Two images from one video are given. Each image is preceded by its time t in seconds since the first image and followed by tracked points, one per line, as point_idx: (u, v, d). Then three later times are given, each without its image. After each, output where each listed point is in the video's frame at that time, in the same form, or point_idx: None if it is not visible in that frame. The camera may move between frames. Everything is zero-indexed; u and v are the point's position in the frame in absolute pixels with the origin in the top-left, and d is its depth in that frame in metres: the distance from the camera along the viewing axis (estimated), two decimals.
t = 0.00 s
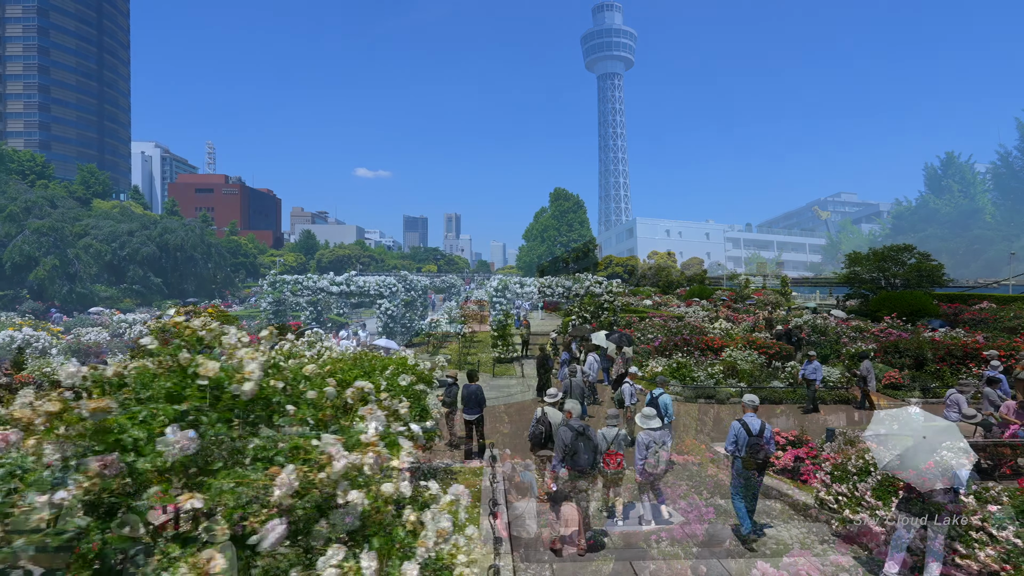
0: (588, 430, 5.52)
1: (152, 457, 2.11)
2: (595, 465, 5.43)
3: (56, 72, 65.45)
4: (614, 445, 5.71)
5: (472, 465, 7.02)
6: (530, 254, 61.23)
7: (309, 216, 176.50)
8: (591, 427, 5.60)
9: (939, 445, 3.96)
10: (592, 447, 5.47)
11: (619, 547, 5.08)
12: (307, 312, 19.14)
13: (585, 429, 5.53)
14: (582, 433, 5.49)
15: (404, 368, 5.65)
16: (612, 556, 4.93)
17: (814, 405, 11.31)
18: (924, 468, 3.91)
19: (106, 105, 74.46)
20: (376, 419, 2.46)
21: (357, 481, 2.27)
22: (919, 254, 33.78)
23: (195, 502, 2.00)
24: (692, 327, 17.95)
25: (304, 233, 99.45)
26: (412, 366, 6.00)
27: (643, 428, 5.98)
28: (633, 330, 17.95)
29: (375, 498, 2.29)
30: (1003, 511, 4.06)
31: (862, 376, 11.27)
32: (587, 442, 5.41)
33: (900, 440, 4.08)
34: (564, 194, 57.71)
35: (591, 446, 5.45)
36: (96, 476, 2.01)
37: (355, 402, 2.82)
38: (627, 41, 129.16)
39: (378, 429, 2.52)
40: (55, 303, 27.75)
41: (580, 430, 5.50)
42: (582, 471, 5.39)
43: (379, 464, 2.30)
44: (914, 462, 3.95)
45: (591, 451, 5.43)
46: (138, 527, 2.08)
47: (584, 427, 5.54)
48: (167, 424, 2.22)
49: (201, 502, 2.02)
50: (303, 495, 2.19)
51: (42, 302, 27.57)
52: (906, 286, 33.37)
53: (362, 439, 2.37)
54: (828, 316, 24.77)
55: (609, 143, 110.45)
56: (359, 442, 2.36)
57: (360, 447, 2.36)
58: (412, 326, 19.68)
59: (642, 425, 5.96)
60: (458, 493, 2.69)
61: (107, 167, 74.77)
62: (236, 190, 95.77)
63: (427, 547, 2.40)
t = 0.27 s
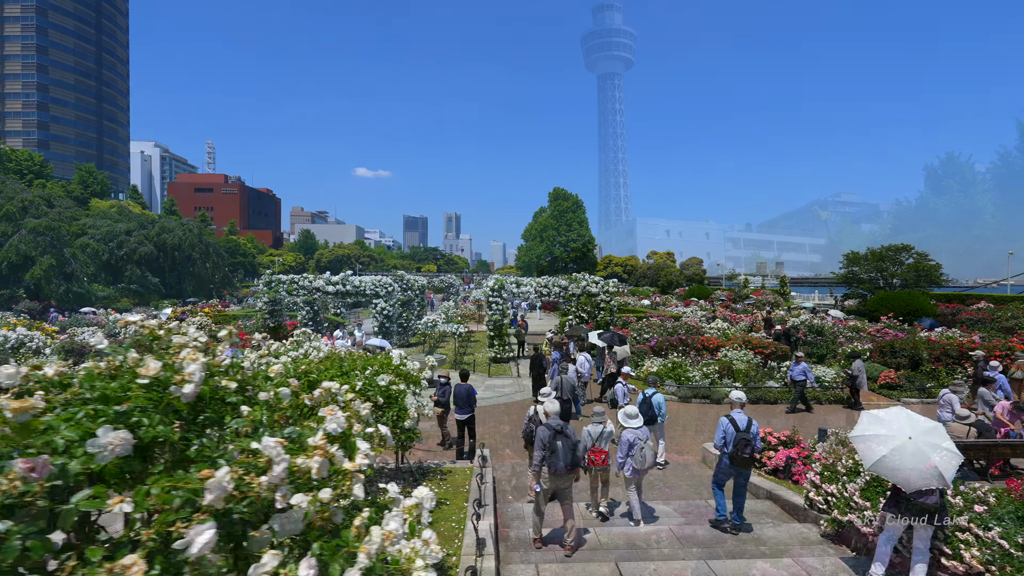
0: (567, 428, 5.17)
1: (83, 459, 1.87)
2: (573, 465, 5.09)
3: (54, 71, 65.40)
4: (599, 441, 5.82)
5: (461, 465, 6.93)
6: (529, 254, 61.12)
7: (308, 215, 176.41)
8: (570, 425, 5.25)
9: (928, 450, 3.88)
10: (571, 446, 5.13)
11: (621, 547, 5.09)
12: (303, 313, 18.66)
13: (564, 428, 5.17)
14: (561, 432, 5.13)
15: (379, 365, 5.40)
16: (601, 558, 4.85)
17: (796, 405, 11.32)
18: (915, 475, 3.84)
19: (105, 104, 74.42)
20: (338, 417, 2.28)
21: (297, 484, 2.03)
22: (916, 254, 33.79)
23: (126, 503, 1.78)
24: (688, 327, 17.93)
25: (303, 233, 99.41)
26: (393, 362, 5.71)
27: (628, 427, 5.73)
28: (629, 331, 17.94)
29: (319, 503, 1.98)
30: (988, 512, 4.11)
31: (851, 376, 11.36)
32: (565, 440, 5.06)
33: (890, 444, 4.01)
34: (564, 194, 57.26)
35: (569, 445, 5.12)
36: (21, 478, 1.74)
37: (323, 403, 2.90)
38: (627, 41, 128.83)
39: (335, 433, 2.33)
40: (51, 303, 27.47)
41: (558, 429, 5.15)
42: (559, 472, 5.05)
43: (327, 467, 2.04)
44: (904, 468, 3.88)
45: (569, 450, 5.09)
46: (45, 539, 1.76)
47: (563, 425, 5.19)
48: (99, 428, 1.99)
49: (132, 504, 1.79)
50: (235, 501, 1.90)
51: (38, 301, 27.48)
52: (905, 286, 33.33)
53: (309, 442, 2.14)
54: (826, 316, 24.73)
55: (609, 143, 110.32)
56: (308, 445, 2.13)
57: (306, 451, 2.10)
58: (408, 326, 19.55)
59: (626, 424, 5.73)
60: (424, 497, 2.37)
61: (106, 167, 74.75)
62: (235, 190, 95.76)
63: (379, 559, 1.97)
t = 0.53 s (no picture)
0: (541, 424, 5.42)
1: (11, 460, 1.74)
2: (546, 461, 5.28)
3: (54, 71, 65.45)
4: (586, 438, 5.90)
5: (451, 466, 6.91)
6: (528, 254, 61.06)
7: (308, 215, 176.41)
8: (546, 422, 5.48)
9: (914, 451, 3.84)
10: (545, 441, 5.36)
11: (609, 548, 5.02)
12: (299, 313, 18.47)
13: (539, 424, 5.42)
14: (535, 428, 5.39)
15: (359, 365, 5.25)
16: (586, 559, 4.79)
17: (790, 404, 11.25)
18: (899, 474, 3.80)
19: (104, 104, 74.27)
20: (296, 417, 2.28)
21: (241, 487, 1.93)
22: (915, 254, 33.77)
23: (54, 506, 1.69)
24: (684, 327, 17.92)
25: (302, 233, 99.38)
26: (376, 362, 5.57)
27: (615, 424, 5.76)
28: (626, 331, 17.93)
29: (263, 506, 1.89)
30: (974, 512, 4.10)
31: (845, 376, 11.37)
32: (538, 435, 5.29)
33: (876, 443, 3.97)
34: (563, 194, 56.97)
35: (542, 440, 5.34)
36: None
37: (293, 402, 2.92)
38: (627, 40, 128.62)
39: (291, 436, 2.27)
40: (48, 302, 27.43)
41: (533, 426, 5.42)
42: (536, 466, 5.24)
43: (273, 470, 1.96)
44: (889, 468, 3.84)
45: (542, 445, 5.30)
46: None
47: (539, 422, 5.44)
48: (32, 427, 1.86)
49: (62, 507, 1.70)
50: (170, 504, 1.78)
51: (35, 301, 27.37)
52: (903, 286, 33.34)
53: (255, 445, 2.09)
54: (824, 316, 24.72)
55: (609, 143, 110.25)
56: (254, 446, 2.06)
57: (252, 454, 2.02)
58: (404, 326, 19.50)
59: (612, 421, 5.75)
60: (385, 499, 2.29)
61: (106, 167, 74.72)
62: (235, 190, 95.74)
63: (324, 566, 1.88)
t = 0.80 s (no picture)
0: (524, 424, 5.68)
1: None
2: (527, 459, 5.44)
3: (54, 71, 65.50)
4: (577, 438, 6.02)
5: (441, 467, 6.93)
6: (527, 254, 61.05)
7: (308, 215, 176.31)
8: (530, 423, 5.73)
9: (899, 453, 3.81)
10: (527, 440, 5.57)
11: (595, 551, 4.98)
12: (296, 313, 18.51)
13: (522, 424, 5.68)
14: (519, 427, 5.64)
15: (338, 366, 5.10)
16: (570, 561, 4.76)
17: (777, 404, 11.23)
18: (885, 476, 3.78)
19: (103, 104, 74.28)
20: (253, 423, 2.25)
21: (188, 492, 1.92)
22: (912, 254, 33.79)
23: None
24: (681, 327, 17.96)
25: (302, 233, 99.33)
26: (360, 363, 5.47)
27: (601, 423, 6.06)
28: (622, 331, 17.94)
29: (204, 513, 1.85)
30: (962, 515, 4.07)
31: (838, 376, 11.40)
32: (520, 433, 5.52)
33: (861, 445, 3.95)
34: (562, 194, 57.11)
35: (524, 438, 5.55)
36: None
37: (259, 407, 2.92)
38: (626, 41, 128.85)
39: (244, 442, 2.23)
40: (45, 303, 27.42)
41: (516, 425, 5.68)
42: (517, 464, 5.41)
43: (218, 477, 1.94)
44: (875, 470, 3.81)
45: (523, 444, 5.50)
46: None
47: (522, 421, 5.72)
48: None
49: None
50: (105, 512, 1.75)
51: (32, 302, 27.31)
52: (901, 286, 33.33)
53: (203, 451, 2.05)
54: (821, 316, 24.72)
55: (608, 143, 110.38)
56: (202, 452, 2.04)
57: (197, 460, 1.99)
58: (401, 326, 19.49)
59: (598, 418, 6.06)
60: (345, 505, 2.28)
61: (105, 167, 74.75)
62: (234, 190, 95.77)
63: (269, 572, 1.88)
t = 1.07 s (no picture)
0: (517, 423, 5.70)
1: None
2: (516, 459, 5.48)
3: (53, 71, 65.55)
4: (567, 437, 6.10)
5: (431, 468, 6.91)
6: (526, 254, 61.03)
7: (307, 215, 176.30)
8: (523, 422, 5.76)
9: (883, 454, 3.79)
10: (519, 440, 5.59)
11: (582, 552, 4.96)
12: (292, 313, 18.49)
13: (515, 423, 5.71)
14: (512, 426, 5.67)
15: (319, 368, 5.07)
16: (556, 561, 4.76)
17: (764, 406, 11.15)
18: (868, 477, 3.76)
19: (102, 104, 74.31)
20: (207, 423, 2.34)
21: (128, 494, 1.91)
22: (911, 254, 33.75)
23: None
24: (677, 327, 17.93)
25: (301, 233, 99.26)
26: (344, 364, 5.51)
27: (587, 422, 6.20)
28: (618, 331, 17.92)
29: (140, 515, 1.84)
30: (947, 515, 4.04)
31: (832, 376, 11.40)
32: (512, 432, 5.55)
33: (846, 446, 3.92)
34: (561, 194, 57.10)
35: (516, 437, 5.58)
36: None
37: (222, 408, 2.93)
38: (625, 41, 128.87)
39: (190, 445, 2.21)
40: (42, 303, 27.40)
41: (509, 424, 5.70)
42: (506, 463, 5.48)
43: (159, 478, 1.92)
44: (858, 471, 3.79)
45: (514, 443, 5.53)
46: None
47: (515, 420, 5.75)
48: None
49: None
50: (33, 515, 1.72)
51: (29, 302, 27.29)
52: (900, 286, 33.31)
53: (144, 451, 2.03)
54: (819, 316, 24.72)
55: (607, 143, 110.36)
56: (141, 453, 2.01)
57: (135, 462, 1.96)
58: (398, 326, 19.48)
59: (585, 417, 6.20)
60: (303, 507, 2.35)
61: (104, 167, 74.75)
62: (234, 190, 95.79)
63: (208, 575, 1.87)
